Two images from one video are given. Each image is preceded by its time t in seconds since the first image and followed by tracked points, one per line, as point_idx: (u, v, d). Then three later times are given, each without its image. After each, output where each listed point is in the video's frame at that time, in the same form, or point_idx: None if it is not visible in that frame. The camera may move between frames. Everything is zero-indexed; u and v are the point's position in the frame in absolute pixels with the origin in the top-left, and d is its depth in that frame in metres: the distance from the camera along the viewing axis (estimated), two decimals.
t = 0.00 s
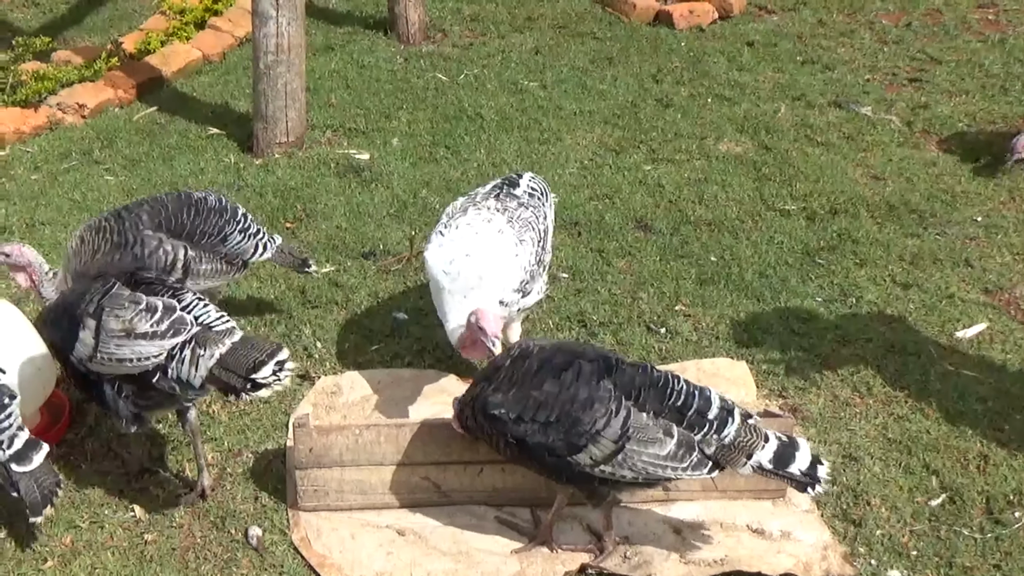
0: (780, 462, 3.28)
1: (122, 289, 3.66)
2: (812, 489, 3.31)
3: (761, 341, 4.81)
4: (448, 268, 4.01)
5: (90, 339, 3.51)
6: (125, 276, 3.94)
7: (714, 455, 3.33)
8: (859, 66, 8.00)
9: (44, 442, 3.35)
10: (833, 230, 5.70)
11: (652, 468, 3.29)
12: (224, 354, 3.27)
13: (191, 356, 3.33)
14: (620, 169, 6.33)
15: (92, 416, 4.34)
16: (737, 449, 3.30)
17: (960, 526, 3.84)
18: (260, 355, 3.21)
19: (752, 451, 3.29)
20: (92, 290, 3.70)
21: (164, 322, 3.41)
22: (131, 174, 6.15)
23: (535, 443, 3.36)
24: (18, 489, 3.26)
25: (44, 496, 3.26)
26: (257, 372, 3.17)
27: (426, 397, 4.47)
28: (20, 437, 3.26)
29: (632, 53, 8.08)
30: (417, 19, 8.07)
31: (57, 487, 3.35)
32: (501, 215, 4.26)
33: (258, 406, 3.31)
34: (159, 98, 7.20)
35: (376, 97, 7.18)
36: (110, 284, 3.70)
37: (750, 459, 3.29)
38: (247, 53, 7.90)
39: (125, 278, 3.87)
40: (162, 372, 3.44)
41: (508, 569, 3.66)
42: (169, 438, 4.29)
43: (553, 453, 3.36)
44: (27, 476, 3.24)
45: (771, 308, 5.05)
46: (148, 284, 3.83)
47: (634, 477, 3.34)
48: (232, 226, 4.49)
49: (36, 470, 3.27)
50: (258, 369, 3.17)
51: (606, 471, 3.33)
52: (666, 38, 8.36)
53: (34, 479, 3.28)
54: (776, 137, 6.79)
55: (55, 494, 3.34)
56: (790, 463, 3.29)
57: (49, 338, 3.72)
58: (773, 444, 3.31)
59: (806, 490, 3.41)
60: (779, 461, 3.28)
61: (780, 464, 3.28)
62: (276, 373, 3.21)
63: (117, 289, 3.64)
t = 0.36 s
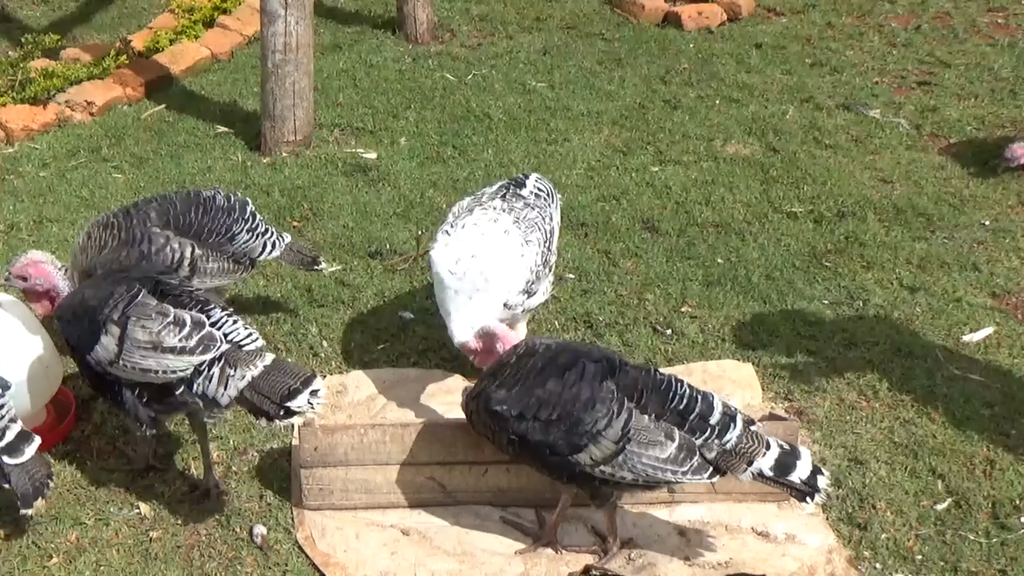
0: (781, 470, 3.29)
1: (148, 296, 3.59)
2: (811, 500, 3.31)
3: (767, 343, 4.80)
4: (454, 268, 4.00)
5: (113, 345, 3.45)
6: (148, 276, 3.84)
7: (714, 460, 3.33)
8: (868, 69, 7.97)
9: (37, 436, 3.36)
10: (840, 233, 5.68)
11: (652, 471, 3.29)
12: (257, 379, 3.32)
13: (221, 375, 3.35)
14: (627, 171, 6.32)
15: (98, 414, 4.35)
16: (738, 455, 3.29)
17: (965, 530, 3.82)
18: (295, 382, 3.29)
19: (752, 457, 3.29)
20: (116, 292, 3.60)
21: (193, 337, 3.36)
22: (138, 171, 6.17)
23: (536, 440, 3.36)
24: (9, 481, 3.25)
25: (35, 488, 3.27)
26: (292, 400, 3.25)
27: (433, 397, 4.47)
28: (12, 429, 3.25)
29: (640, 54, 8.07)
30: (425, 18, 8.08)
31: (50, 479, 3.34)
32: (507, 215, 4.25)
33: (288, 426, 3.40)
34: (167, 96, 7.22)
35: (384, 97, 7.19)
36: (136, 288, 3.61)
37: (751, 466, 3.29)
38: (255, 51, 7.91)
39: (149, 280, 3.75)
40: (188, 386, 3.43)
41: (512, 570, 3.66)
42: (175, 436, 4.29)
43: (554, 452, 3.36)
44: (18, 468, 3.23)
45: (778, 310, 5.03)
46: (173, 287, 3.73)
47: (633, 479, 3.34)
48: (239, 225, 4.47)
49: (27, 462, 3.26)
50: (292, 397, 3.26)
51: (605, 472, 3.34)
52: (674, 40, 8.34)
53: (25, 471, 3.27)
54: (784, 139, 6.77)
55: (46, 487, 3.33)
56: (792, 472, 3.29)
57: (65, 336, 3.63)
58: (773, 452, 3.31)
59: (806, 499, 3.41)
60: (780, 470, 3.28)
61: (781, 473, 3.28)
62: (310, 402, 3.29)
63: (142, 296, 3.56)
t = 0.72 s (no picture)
0: (791, 470, 3.27)
1: (175, 306, 3.52)
2: (824, 498, 3.30)
3: (777, 345, 4.78)
4: (466, 271, 3.99)
5: (140, 358, 3.38)
6: (173, 281, 3.72)
7: (723, 461, 3.31)
8: (878, 69, 7.93)
9: (9, 434, 3.39)
10: (850, 234, 5.66)
11: (661, 470, 3.28)
12: (296, 398, 3.32)
13: (257, 391, 3.35)
14: (636, 171, 6.31)
15: (108, 415, 4.36)
16: (748, 455, 3.28)
17: (976, 533, 3.80)
18: (335, 402, 3.30)
19: (763, 458, 3.28)
20: (140, 301, 3.50)
21: (228, 354, 3.34)
22: (148, 173, 6.19)
23: (545, 438, 3.34)
24: None
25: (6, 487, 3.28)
26: (333, 421, 3.27)
27: (442, 398, 4.46)
28: None
29: (650, 55, 8.05)
30: (435, 19, 8.08)
31: (22, 477, 3.36)
32: (517, 217, 4.25)
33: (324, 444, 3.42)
34: (177, 97, 7.24)
35: (393, 98, 7.19)
36: (162, 298, 3.52)
37: (760, 466, 3.28)
38: (265, 53, 7.93)
39: (175, 289, 3.63)
40: (219, 399, 3.43)
41: (521, 572, 3.65)
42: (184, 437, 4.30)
43: (562, 449, 3.34)
44: None
45: (788, 312, 5.01)
46: (198, 296, 3.63)
47: (642, 478, 3.33)
48: (244, 221, 4.48)
49: None
50: (334, 417, 3.27)
51: (614, 471, 3.32)
52: (684, 40, 8.32)
53: None
54: (794, 139, 6.74)
55: (17, 485, 3.34)
56: (801, 471, 3.27)
57: (84, 342, 3.52)
58: (784, 452, 3.29)
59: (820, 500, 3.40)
60: (792, 470, 3.27)
61: (792, 473, 3.27)
62: (350, 423, 3.31)
63: (171, 308, 3.48)
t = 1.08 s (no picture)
0: (804, 479, 3.25)
1: (213, 318, 3.50)
2: (836, 510, 3.28)
3: (791, 347, 4.76)
4: (484, 276, 3.98)
5: (178, 370, 3.37)
6: (206, 290, 3.70)
7: (737, 467, 3.30)
8: (894, 70, 7.89)
9: None
10: (866, 236, 5.63)
11: (674, 474, 3.27)
12: (337, 414, 3.30)
13: (298, 406, 3.34)
14: (650, 173, 6.29)
15: (123, 417, 4.39)
16: (762, 461, 3.26)
17: (993, 536, 3.77)
18: (377, 420, 3.27)
19: (776, 465, 3.25)
20: (178, 312, 3.47)
21: (268, 370, 3.35)
22: (163, 174, 6.22)
23: (558, 439, 3.34)
24: None
25: None
26: (375, 439, 3.24)
27: (457, 400, 4.47)
28: None
29: (664, 56, 8.04)
30: (449, 21, 8.09)
31: None
32: (533, 219, 4.24)
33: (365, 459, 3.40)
34: (192, 98, 7.28)
35: (407, 99, 7.21)
36: (199, 310, 3.50)
37: (774, 474, 3.25)
38: (279, 54, 7.96)
39: (211, 299, 3.61)
40: (257, 413, 3.45)
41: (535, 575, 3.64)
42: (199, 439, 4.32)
43: (576, 451, 3.34)
44: None
45: (802, 314, 4.99)
46: (235, 306, 3.62)
47: (655, 482, 3.31)
48: (255, 217, 4.52)
49: None
50: (376, 435, 3.24)
51: (627, 474, 3.31)
52: (698, 41, 8.30)
53: None
54: (809, 140, 6.71)
55: None
56: (815, 481, 3.24)
57: (118, 352, 3.50)
58: (798, 460, 3.26)
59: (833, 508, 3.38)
60: (805, 478, 3.25)
61: (806, 482, 3.24)
62: (392, 441, 3.28)
63: (210, 321, 3.46)
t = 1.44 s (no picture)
0: (823, 483, 3.22)
1: (249, 312, 3.52)
2: (857, 514, 3.24)
3: (805, 348, 4.73)
4: (498, 278, 3.96)
5: (217, 365, 3.38)
6: (235, 285, 3.71)
7: (753, 471, 3.28)
8: (908, 68, 7.83)
9: None
10: (879, 236, 5.59)
11: (689, 478, 3.26)
12: (388, 401, 3.36)
13: (348, 393, 3.40)
14: (662, 172, 6.27)
15: (137, 417, 4.40)
16: (779, 466, 3.24)
17: (1008, 538, 3.74)
18: (432, 404, 3.33)
19: (792, 470, 3.23)
20: (211, 309, 3.49)
21: (312, 359, 3.37)
22: (175, 174, 6.24)
23: (573, 441, 3.33)
24: None
25: None
26: (432, 422, 3.30)
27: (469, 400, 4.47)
28: None
29: (676, 55, 8.01)
30: (461, 20, 8.09)
31: None
32: (545, 220, 4.24)
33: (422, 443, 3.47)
34: (204, 99, 7.30)
35: (418, 99, 7.21)
36: (234, 304, 3.52)
37: (790, 479, 3.24)
38: (291, 54, 7.98)
39: (243, 293, 3.62)
40: (301, 401, 3.47)
41: None
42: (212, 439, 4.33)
43: (591, 454, 3.33)
44: None
45: (816, 314, 4.96)
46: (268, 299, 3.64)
47: (670, 485, 3.31)
48: (264, 212, 4.56)
49: None
50: (432, 419, 3.30)
51: (642, 477, 3.30)
52: (711, 41, 8.27)
53: None
54: (822, 140, 6.67)
55: None
56: (833, 486, 3.22)
57: (151, 352, 3.50)
58: (816, 464, 3.24)
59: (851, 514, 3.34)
60: (821, 483, 3.22)
61: (823, 486, 3.22)
62: (449, 424, 3.34)
63: (246, 314, 3.48)
